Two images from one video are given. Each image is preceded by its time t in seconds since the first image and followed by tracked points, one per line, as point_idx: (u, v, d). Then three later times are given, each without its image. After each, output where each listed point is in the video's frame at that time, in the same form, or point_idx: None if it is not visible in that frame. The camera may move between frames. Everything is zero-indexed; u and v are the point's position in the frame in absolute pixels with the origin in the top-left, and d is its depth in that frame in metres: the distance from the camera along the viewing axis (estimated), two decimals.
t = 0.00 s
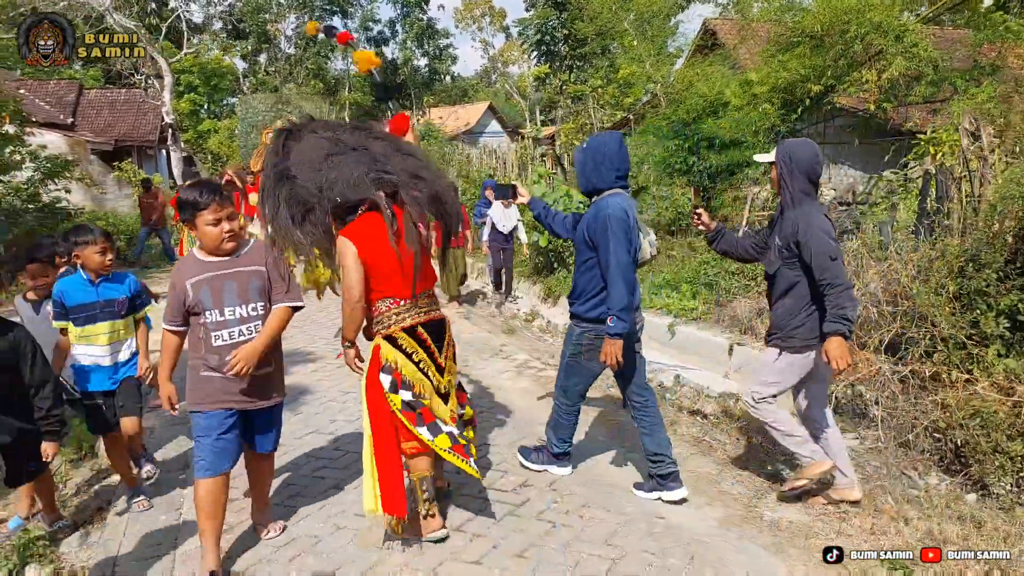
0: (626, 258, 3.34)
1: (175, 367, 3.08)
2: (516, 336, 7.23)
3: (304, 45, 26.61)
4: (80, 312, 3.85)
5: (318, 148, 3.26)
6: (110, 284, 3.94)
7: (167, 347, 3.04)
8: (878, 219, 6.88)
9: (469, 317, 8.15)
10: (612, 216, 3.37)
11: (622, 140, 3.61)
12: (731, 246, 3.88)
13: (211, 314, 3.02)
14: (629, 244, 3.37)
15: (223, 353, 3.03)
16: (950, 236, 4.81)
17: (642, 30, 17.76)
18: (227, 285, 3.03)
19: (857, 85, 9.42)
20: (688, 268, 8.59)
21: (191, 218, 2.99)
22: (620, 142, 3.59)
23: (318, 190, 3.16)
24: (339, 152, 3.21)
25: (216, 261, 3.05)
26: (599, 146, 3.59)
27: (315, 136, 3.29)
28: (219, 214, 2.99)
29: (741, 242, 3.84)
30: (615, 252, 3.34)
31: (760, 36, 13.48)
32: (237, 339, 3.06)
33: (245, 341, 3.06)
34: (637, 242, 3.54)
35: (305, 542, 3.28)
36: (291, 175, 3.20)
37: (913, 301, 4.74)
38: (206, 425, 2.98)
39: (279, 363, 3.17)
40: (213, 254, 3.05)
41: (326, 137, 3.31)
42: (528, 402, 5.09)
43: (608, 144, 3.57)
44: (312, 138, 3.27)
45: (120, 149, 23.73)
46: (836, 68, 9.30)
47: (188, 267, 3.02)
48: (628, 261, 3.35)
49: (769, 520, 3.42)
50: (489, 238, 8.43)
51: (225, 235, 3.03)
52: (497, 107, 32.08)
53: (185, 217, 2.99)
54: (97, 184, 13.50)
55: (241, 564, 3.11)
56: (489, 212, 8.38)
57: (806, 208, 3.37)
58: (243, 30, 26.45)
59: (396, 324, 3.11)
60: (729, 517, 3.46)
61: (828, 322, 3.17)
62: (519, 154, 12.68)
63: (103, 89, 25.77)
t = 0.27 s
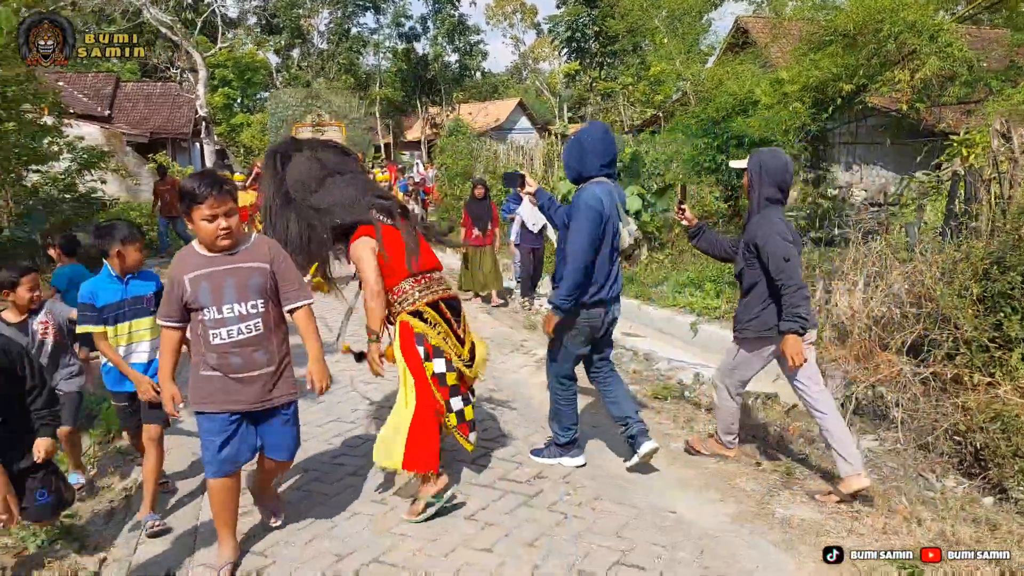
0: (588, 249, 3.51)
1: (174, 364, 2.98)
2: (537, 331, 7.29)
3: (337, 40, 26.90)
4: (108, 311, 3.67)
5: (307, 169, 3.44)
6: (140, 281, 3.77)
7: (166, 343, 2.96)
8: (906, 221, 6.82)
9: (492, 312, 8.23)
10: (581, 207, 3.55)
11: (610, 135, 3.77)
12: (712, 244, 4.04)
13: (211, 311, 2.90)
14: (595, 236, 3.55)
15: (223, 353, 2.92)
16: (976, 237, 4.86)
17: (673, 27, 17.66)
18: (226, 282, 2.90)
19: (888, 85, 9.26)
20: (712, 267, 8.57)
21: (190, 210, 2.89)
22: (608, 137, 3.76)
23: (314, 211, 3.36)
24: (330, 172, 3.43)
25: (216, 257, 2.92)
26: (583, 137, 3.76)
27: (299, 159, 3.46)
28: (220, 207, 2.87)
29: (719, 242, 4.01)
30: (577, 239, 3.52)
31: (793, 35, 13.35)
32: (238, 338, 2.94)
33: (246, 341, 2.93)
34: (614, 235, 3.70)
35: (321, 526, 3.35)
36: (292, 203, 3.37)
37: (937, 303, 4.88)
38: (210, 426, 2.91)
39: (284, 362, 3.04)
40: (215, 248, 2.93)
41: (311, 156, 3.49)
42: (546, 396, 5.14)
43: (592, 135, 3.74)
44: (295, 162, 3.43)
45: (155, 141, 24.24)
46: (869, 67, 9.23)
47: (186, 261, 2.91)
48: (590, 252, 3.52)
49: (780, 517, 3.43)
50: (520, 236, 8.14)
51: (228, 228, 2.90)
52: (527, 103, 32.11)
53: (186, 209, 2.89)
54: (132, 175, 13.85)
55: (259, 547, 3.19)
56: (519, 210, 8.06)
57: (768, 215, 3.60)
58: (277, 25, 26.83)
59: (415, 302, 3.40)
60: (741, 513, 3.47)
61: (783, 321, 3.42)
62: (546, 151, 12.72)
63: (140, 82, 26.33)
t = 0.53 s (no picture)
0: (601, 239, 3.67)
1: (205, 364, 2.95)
2: (565, 328, 7.35)
3: (370, 39, 27.18)
4: (149, 304, 3.48)
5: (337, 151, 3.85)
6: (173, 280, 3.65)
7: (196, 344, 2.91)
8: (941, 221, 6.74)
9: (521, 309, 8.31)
10: (597, 201, 3.68)
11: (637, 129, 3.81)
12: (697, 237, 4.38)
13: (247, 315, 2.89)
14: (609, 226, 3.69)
15: (256, 358, 2.91)
16: (1009, 239, 4.98)
17: (706, 24, 17.54)
18: (271, 288, 2.91)
19: (925, 84, 9.09)
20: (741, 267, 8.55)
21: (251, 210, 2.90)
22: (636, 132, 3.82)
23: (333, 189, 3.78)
24: (351, 158, 3.81)
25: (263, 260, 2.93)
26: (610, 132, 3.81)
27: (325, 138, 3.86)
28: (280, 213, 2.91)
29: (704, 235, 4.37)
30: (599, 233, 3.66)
31: (828, 33, 13.20)
32: (272, 346, 2.93)
33: (280, 350, 2.92)
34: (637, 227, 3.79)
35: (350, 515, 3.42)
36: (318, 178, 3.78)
37: (969, 305, 4.92)
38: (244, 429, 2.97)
39: (318, 372, 3.03)
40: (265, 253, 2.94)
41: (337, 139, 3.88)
42: (573, 393, 5.17)
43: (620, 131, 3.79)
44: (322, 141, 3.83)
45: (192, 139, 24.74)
46: (905, 66, 9.08)
47: (232, 261, 2.89)
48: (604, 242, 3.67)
49: (805, 516, 3.44)
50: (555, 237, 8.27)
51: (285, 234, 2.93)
52: (558, 101, 32.12)
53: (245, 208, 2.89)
54: (170, 171, 14.19)
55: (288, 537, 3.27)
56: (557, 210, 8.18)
57: (744, 202, 3.99)
58: (311, 24, 27.20)
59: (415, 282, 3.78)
60: (766, 511, 3.49)
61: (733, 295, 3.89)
62: (576, 149, 12.74)
63: (178, 80, 26.88)
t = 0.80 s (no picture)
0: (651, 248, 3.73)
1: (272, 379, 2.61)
2: (580, 329, 7.36)
3: (386, 39, 27.32)
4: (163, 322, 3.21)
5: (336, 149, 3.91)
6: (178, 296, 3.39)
7: (267, 357, 2.56)
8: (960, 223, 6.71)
9: (536, 309, 8.34)
10: (647, 213, 3.76)
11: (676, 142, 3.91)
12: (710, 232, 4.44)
13: (331, 323, 2.70)
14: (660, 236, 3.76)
15: (339, 369, 2.72)
16: None
17: (723, 25, 17.48)
18: (355, 293, 2.76)
19: (944, 84, 9.12)
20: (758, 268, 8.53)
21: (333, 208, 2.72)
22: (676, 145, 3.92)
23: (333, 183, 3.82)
24: (348, 158, 3.91)
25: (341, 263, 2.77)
26: (651, 145, 3.90)
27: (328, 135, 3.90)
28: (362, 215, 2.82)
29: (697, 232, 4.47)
30: (643, 240, 3.75)
31: (846, 32, 13.12)
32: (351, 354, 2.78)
33: (359, 358, 2.79)
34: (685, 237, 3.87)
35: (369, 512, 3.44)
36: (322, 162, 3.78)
37: (988, 307, 4.96)
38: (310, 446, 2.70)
39: (374, 382, 2.94)
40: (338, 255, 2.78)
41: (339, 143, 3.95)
42: (589, 394, 5.18)
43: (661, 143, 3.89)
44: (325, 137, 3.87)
45: (210, 139, 24.96)
46: (923, 66, 9.09)
47: (317, 264, 2.66)
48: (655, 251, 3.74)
49: (823, 518, 3.44)
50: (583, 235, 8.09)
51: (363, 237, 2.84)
52: (574, 101, 32.11)
53: (330, 207, 2.71)
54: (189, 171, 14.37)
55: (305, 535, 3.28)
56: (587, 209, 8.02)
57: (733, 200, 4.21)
58: (328, 24, 27.37)
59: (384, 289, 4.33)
60: (783, 513, 3.49)
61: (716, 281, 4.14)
62: (591, 150, 12.74)
63: (196, 81, 27.12)
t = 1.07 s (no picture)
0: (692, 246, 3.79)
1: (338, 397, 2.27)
2: (594, 327, 7.37)
3: (396, 37, 27.32)
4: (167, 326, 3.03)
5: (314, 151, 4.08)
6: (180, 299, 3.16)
7: (336, 372, 2.22)
8: (978, 221, 6.66)
9: (549, 307, 8.35)
10: (689, 211, 3.80)
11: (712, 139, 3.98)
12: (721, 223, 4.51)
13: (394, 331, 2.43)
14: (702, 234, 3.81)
15: (398, 382, 2.46)
16: None
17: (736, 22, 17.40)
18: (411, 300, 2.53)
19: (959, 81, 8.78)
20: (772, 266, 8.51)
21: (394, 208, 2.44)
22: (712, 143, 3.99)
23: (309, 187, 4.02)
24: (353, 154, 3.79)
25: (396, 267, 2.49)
26: (688, 144, 3.98)
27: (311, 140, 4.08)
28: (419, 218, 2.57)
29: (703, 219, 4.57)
30: (678, 246, 3.81)
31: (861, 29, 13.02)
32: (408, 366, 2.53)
33: (413, 370, 2.55)
34: (728, 235, 3.89)
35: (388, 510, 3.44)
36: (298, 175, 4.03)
37: (1006, 306, 4.94)
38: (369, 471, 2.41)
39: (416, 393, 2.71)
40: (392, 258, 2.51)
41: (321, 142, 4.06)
42: (604, 393, 5.17)
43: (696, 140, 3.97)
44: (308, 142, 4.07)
45: (222, 137, 25.06)
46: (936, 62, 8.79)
47: (381, 270, 2.38)
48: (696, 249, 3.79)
49: (842, 518, 3.43)
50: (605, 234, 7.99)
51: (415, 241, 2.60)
52: (584, 99, 32.04)
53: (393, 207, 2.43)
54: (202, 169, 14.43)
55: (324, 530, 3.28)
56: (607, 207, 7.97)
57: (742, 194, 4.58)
58: (338, 23, 27.41)
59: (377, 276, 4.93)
60: (801, 512, 3.49)
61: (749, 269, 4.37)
62: (603, 148, 12.72)
63: (208, 79, 27.23)
